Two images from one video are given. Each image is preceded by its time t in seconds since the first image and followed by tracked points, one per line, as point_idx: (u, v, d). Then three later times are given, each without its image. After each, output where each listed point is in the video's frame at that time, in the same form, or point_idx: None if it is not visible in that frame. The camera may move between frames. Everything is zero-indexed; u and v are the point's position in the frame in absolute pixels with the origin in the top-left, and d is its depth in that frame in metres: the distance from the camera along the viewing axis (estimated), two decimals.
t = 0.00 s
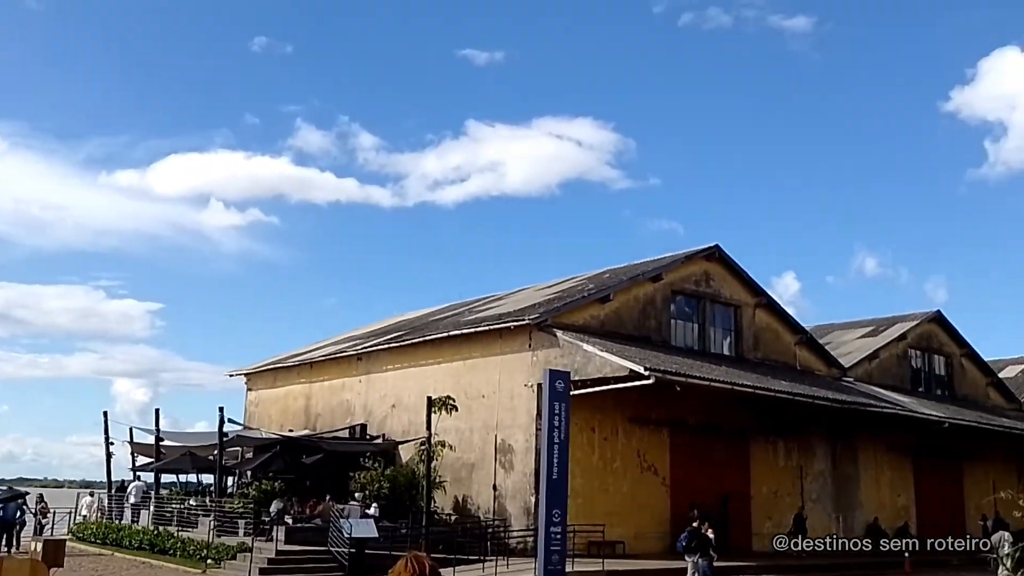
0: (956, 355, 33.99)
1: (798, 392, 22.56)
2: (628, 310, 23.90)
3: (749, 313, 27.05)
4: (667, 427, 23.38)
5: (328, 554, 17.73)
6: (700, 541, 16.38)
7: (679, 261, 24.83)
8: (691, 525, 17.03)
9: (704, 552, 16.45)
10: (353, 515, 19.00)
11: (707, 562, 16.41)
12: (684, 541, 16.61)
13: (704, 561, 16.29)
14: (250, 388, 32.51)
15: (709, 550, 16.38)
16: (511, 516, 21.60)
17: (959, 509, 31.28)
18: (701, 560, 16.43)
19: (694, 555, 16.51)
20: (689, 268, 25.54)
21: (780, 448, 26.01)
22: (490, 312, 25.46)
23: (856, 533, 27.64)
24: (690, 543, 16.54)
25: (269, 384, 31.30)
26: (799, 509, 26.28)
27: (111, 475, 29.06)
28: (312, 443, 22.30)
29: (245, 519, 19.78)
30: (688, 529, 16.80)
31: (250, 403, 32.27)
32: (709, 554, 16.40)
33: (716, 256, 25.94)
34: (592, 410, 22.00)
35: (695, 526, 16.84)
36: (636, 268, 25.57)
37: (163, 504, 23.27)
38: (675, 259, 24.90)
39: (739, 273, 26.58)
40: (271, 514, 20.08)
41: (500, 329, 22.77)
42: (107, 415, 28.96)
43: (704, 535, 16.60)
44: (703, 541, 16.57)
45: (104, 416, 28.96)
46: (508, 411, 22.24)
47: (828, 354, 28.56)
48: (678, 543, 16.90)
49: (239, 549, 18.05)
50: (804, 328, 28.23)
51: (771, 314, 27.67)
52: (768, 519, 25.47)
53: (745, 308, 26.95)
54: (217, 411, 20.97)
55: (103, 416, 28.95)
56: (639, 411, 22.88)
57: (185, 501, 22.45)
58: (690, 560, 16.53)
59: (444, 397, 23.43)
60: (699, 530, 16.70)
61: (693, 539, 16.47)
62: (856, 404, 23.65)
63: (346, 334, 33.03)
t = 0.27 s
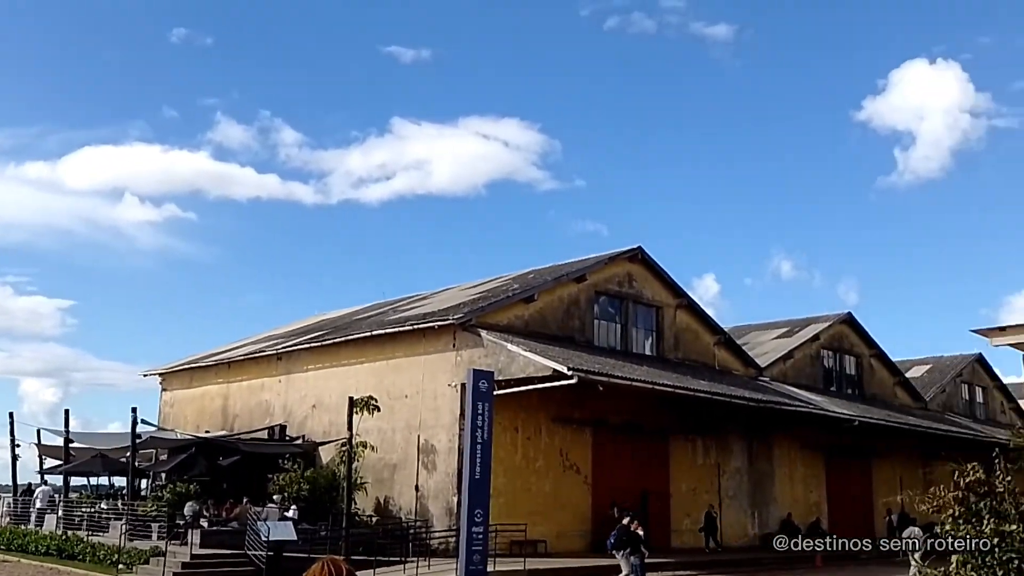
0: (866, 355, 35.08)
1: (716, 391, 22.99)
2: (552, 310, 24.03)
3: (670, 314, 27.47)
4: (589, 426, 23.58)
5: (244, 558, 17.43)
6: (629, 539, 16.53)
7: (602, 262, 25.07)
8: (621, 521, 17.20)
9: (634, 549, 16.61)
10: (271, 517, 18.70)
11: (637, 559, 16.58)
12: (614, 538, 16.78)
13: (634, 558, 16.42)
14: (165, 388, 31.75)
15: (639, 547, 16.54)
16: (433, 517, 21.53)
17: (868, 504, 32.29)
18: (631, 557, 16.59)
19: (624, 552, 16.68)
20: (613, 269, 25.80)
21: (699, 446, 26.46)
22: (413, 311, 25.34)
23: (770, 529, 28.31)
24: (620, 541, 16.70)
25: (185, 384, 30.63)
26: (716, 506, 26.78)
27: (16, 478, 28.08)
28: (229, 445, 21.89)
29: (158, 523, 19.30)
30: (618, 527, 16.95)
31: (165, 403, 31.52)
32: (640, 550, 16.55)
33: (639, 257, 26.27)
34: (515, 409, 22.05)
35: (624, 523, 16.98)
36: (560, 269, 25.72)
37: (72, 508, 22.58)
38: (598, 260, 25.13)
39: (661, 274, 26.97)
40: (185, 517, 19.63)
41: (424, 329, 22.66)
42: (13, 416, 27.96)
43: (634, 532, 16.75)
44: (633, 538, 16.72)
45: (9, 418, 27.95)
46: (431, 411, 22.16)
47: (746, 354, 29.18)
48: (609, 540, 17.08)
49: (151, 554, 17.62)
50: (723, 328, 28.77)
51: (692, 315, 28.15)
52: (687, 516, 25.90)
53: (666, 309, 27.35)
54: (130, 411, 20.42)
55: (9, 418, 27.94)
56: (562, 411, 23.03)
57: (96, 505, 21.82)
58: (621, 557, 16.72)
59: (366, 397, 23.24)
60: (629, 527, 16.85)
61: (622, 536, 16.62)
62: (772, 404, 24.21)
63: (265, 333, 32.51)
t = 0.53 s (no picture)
0: (790, 356, 35.88)
1: (646, 391, 23.26)
2: (483, 310, 24.02)
3: (601, 314, 27.70)
4: (519, 426, 23.64)
5: (166, 562, 17.11)
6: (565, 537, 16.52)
7: (534, 262, 25.15)
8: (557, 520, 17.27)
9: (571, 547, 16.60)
10: (195, 520, 18.35)
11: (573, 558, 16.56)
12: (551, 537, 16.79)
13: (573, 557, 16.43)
14: (84, 388, 30.92)
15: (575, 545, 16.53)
16: (361, 518, 21.36)
17: (790, 501, 33.03)
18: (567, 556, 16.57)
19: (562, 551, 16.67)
20: (544, 269, 25.91)
21: (628, 445, 26.73)
22: (343, 310, 25.10)
23: (696, 526, 28.76)
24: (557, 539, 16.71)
25: (105, 384, 29.86)
26: (644, 505, 27.10)
27: None
28: (151, 446, 21.44)
29: (76, 526, 18.79)
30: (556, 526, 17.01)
31: (83, 403, 30.69)
32: (576, 549, 16.51)
33: (570, 258, 26.43)
34: (446, 409, 22.00)
35: (561, 522, 17.02)
36: (491, 269, 25.72)
37: None
38: (530, 260, 25.21)
39: (591, 275, 27.18)
40: (104, 520, 19.15)
41: (354, 328, 22.46)
42: None
43: (572, 532, 16.74)
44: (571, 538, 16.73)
45: None
46: (360, 411, 21.98)
47: (674, 354, 29.57)
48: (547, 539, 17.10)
49: (68, 558, 17.14)
50: (652, 329, 29.12)
51: (622, 316, 28.43)
52: (615, 514, 26.14)
53: (597, 310, 27.58)
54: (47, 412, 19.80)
55: None
56: (493, 411, 23.04)
57: (10, 508, 21.16)
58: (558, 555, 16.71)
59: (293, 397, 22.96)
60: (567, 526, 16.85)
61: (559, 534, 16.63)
62: (699, 403, 24.58)
63: (189, 332, 31.88)
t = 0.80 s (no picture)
0: (734, 356, 36.34)
1: (592, 390, 23.38)
2: (431, 308, 23.94)
3: (548, 313, 27.78)
4: (466, 425, 23.61)
5: (103, 563, 16.79)
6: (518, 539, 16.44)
7: (482, 261, 25.14)
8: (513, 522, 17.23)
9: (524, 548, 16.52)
10: (133, 520, 18.01)
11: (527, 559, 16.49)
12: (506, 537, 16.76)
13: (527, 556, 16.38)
14: (19, 385, 30.18)
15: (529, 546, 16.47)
16: (305, 517, 21.16)
17: (732, 499, 33.45)
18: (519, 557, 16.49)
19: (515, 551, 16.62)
20: (492, 268, 25.91)
21: (573, 444, 26.85)
22: (288, 308, 24.84)
23: (640, 523, 28.99)
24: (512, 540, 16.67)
25: (41, 381, 29.18)
26: (589, 503, 27.26)
27: None
28: (89, 445, 21.04)
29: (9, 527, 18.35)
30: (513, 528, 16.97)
31: (18, 401, 29.95)
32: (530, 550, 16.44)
33: (518, 257, 26.46)
34: (392, 408, 21.89)
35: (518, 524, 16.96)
36: (439, 267, 25.64)
37: None
38: (478, 259, 25.19)
39: (539, 274, 27.26)
40: (39, 521, 18.72)
41: (299, 326, 22.24)
42: None
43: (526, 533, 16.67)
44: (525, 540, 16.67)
45: None
46: (304, 410, 21.76)
47: (621, 354, 29.78)
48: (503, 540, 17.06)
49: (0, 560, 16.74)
50: (599, 328, 29.28)
51: (569, 315, 28.55)
52: (561, 513, 26.25)
53: (544, 309, 27.66)
54: None
55: None
56: (439, 410, 22.98)
57: None
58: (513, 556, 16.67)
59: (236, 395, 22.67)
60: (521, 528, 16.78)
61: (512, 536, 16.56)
62: (644, 402, 24.79)
63: (129, 329, 31.29)
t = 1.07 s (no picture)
0: (698, 356, 36.60)
1: (558, 390, 23.44)
2: (397, 307, 23.86)
3: (515, 313, 27.81)
4: (431, 423, 23.57)
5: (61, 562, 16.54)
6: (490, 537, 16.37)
7: (449, 259, 25.10)
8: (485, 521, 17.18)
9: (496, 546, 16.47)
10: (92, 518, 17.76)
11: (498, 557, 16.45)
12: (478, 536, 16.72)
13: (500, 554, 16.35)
14: None
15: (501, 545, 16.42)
16: (267, 516, 21.01)
17: (695, 498, 33.69)
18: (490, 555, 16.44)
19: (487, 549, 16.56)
20: (459, 267, 25.88)
21: (538, 443, 26.90)
22: (253, 305, 24.65)
23: (604, 522, 29.10)
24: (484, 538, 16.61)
25: None
26: (554, 502, 27.32)
27: None
28: (48, 442, 20.73)
29: None
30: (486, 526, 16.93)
31: None
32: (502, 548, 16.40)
33: (485, 256, 26.46)
34: (356, 407, 21.79)
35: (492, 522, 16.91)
36: (406, 266, 25.55)
37: None
38: (445, 258, 25.14)
39: (506, 273, 27.28)
40: None
41: (263, 324, 22.08)
42: None
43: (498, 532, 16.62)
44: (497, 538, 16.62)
45: None
46: (267, 408, 21.60)
47: (586, 353, 29.88)
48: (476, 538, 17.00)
49: None
50: (565, 328, 29.36)
51: (535, 315, 28.59)
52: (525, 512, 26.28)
53: (511, 308, 27.68)
54: None
55: None
56: (404, 408, 22.91)
57: None
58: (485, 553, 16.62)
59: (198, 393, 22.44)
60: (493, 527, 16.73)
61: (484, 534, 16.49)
62: (609, 402, 24.89)
63: (90, 325, 30.86)
